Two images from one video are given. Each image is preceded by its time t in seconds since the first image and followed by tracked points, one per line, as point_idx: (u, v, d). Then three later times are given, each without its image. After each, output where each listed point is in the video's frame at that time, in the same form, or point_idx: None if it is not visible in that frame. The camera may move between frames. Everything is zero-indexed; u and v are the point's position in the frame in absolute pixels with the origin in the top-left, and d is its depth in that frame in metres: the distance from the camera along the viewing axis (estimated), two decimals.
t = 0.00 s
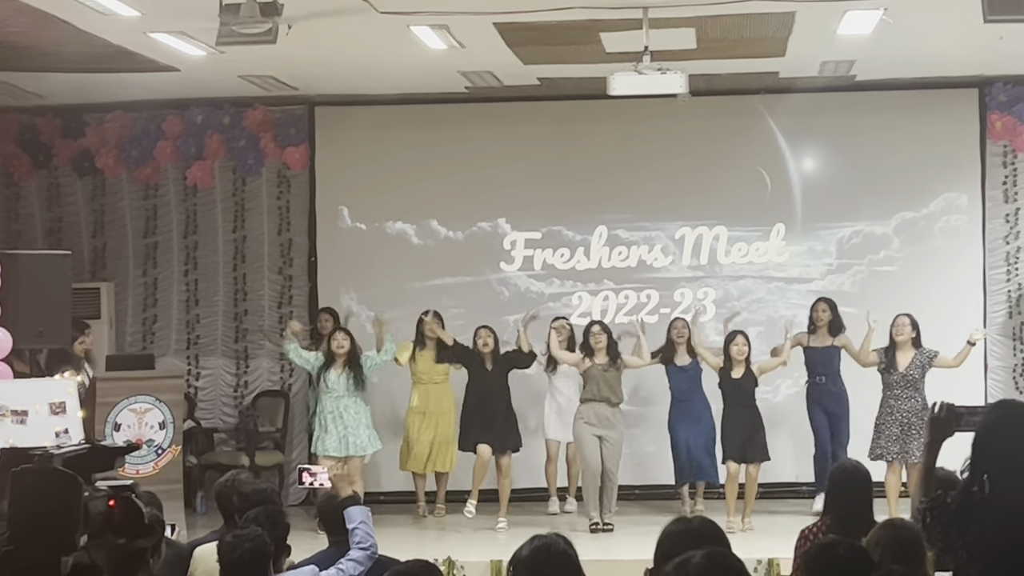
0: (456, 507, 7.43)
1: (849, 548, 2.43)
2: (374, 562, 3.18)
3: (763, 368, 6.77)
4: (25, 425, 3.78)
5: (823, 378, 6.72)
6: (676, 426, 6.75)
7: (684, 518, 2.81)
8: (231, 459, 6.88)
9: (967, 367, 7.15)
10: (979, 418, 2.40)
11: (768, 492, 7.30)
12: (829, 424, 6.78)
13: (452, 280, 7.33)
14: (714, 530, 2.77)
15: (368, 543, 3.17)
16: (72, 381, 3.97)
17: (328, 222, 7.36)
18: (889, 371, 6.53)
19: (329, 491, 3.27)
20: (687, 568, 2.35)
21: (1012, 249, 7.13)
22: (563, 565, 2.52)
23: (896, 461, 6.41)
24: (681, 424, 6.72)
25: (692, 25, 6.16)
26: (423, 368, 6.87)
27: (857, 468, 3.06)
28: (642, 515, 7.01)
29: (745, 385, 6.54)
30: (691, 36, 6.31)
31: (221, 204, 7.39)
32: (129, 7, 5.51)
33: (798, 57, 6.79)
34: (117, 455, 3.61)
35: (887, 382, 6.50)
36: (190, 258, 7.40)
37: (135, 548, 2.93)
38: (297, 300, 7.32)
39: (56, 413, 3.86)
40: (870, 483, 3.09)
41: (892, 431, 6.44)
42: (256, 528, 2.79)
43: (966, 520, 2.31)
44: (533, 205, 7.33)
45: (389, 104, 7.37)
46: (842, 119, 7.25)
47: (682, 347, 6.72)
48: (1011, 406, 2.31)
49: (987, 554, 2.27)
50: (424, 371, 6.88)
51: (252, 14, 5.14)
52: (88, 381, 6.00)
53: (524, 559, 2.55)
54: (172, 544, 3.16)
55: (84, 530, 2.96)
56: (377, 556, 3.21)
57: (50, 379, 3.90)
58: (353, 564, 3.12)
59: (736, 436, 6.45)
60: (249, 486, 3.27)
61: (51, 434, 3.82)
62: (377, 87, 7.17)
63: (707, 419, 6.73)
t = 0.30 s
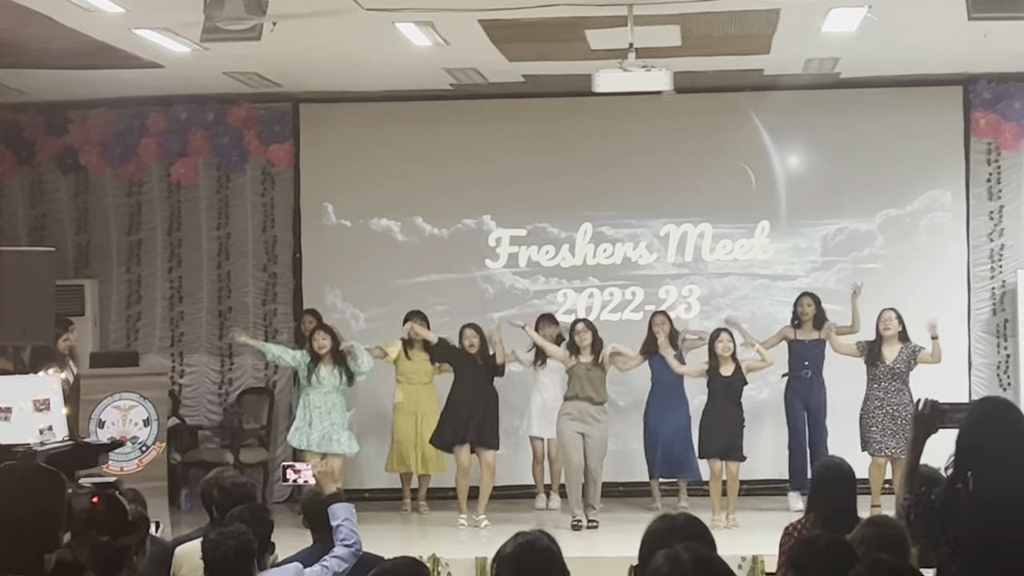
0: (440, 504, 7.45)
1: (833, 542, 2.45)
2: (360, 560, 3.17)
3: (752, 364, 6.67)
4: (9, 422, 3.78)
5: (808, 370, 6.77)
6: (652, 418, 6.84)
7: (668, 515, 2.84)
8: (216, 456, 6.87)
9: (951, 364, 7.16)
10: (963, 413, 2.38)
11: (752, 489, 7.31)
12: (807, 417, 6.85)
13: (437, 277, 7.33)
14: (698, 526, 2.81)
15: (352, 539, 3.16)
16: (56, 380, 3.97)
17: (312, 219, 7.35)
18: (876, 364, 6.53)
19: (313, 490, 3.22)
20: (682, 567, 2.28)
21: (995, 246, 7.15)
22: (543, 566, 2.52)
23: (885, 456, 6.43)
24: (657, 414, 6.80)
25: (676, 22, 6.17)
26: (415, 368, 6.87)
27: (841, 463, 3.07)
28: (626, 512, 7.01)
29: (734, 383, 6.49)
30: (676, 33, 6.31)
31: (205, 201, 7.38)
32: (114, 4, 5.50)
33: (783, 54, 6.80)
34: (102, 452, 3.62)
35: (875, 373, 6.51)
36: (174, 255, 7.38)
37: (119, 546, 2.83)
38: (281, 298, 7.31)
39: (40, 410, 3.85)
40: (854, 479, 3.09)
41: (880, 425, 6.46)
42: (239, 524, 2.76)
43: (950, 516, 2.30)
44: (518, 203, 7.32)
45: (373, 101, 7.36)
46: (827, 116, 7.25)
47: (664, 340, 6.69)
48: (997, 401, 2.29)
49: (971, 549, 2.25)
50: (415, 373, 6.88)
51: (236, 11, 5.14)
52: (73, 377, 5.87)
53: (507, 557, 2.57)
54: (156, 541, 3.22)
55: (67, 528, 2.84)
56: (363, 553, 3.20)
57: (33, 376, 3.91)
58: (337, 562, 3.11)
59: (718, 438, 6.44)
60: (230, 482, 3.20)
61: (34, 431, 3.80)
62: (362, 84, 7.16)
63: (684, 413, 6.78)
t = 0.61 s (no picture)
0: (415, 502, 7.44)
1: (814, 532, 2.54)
2: (335, 558, 3.16)
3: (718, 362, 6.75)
4: None
5: (779, 370, 6.78)
6: (622, 414, 6.93)
7: (644, 514, 2.85)
8: (192, 455, 6.86)
9: (925, 363, 7.19)
10: (939, 412, 2.43)
11: (728, 487, 7.33)
12: (779, 416, 6.87)
13: (413, 276, 7.33)
14: (673, 527, 2.79)
15: (327, 538, 3.16)
16: (30, 379, 4.35)
17: (288, 218, 7.34)
18: (845, 364, 6.55)
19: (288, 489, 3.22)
20: (662, 561, 2.32)
21: (970, 245, 7.18)
22: (520, 561, 2.51)
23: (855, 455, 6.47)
24: (627, 407, 6.88)
25: (652, 22, 6.18)
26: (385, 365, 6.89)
27: (815, 461, 3.08)
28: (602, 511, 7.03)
29: (702, 377, 6.55)
30: (652, 32, 6.33)
31: (182, 200, 7.38)
32: (89, 2, 5.49)
33: (759, 54, 6.82)
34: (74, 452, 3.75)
35: (844, 374, 6.53)
36: (150, 254, 7.38)
37: (93, 544, 2.87)
38: (257, 296, 7.31)
39: (14, 409, 4.21)
40: (828, 477, 3.11)
41: (849, 425, 6.50)
42: (216, 524, 2.70)
43: (926, 514, 2.36)
44: (495, 201, 7.33)
45: (350, 99, 7.34)
46: (802, 115, 7.27)
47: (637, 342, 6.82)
48: (969, 399, 2.34)
49: (946, 546, 2.31)
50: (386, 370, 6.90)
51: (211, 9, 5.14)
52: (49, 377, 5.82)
53: (484, 555, 2.53)
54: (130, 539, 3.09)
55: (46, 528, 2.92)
56: (338, 551, 3.20)
57: (9, 376, 4.27)
58: (313, 560, 3.11)
59: (689, 432, 6.48)
60: (204, 482, 3.16)
61: (10, 429, 4.16)
62: (338, 82, 7.16)
63: (651, 416, 6.89)
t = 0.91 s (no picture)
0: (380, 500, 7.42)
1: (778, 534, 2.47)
2: (297, 557, 3.09)
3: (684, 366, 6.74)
4: None
5: (748, 369, 6.75)
6: (590, 418, 6.79)
7: (606, 510, 2.73)
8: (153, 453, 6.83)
9: (887, 360, 7.22)
10: (902, 411, 2.44)
11: (693, 484, 7.34)
12: (753, 415, 6.78)
13: (376, 274, 7.31)
14: (635, 520, 2.68)
15: (290, 536, 3.09)
16: None
17: (251, 215, 7.32)
18: (806, 363, 6.57)
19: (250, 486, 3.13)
20: (629, 559, 2.16)
21: (932, 243, 7.21)
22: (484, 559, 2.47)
23: (816, 454, 6.45)
24: (593, 411, 6.76)
25: (616, 19, 6.19)
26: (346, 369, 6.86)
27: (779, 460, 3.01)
28: (566, 508, 7.03)
29: (666, 377, 6.58)
30: (616, 30, 6.33)
31: (144, 197, 7.35)
32: None
33: (722, 52, 6.83)
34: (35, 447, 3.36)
35: (804, 374, 6.55)
36: (112, 250, 7.35)
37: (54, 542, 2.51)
38: (219, 293, 7.29)
39: None
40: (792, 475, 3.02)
41: (809, 424, 6.51)
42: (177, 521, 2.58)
43: (887, 512, 2.37)
44: (459, 199, 7.32)
45: (313, 96, 7.33)
46: (766, 112, 7.28)
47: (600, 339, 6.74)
48: (929, 398, 2.35)
49: (911, 548, 2.30)
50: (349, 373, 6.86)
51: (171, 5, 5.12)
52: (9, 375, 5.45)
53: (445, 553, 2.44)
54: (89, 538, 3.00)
55: None
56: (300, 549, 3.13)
57: None
58: (275, 558, 3.04)
59: (656, 430, 6.47)
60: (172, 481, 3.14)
61: None
62: (301, 79, 7.14)
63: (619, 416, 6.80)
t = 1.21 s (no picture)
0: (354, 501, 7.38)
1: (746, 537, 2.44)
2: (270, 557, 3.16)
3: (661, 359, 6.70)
4: None
5: (726, 368, 6.74)
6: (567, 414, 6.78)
7: (578, 511, 2.67)
8: (126, 454, 6.81)
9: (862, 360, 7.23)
10: (875, 411, 2.45)
11: (667, 484, 7.34)
12: (728, 412, 6.80)
13: (351, 273, 7.30)
14: (608, 522, 2.65)
15: (264, 537, 3.13)
16: None
17: (225, 215, 7.31)
18: (784, 361, 6.58)
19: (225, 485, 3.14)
20: (613, 559, 2.17)
21: (906, 244, 7.22)
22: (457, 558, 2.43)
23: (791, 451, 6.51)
24: (572, 406, 6.76)
25: (591, 20, 6.20)
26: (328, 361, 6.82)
27: (753, 459, 2.93)
28: (540, 508, 7.03)
29: (643, 374, 6.49)
30: (591, 30, 6.33)
31: (117, 197, 7.32)
32: None
33: (696, 52, 6.83)
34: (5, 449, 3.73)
35: (782, 372, 6.57)
36: (84, 250, 7.32)
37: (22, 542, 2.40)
38: (193, 293, 7.27)
39: None
40: (766, 476, 2.95)
41: (787, 422, 6.53)
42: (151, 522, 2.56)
43: (858, 512, 2.37)
44: (434, 199, 7.31)
45: (288, 96, 7.32)
46: (739, 113, 7.28)
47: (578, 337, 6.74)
48: (902, 398, 2.37)
49: (881, 546, 2.29)
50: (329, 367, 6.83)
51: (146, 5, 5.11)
52: None
53: (420, 552, 2.46)
54: (64, 539, 3.02)
55: None
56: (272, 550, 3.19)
57: None
58: (249, 558, 3.06)
59: (633, 428, 6.41)
60: (142, 483, 3.22)
61: None
62: (275, 78, 7.13)
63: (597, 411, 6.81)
